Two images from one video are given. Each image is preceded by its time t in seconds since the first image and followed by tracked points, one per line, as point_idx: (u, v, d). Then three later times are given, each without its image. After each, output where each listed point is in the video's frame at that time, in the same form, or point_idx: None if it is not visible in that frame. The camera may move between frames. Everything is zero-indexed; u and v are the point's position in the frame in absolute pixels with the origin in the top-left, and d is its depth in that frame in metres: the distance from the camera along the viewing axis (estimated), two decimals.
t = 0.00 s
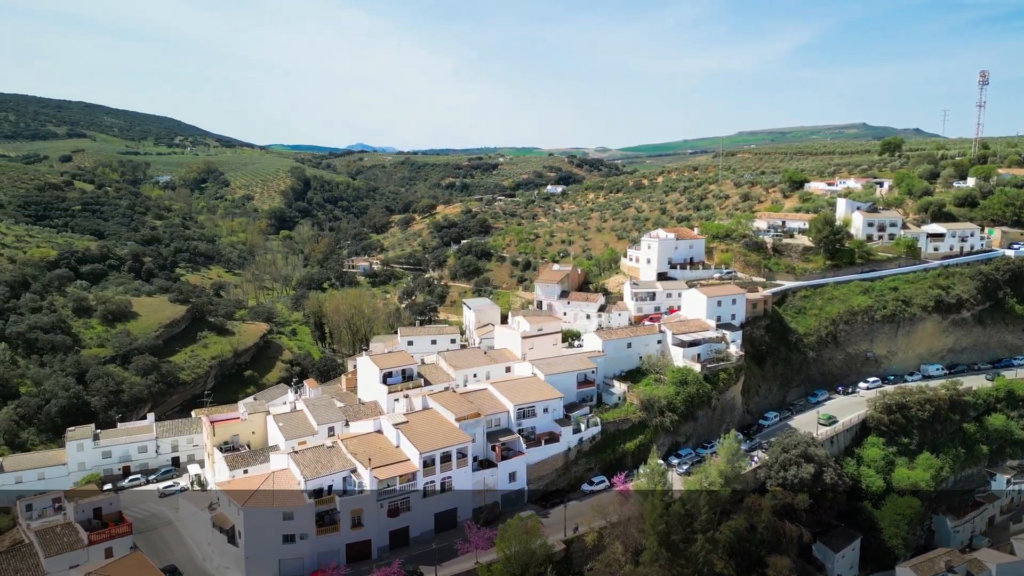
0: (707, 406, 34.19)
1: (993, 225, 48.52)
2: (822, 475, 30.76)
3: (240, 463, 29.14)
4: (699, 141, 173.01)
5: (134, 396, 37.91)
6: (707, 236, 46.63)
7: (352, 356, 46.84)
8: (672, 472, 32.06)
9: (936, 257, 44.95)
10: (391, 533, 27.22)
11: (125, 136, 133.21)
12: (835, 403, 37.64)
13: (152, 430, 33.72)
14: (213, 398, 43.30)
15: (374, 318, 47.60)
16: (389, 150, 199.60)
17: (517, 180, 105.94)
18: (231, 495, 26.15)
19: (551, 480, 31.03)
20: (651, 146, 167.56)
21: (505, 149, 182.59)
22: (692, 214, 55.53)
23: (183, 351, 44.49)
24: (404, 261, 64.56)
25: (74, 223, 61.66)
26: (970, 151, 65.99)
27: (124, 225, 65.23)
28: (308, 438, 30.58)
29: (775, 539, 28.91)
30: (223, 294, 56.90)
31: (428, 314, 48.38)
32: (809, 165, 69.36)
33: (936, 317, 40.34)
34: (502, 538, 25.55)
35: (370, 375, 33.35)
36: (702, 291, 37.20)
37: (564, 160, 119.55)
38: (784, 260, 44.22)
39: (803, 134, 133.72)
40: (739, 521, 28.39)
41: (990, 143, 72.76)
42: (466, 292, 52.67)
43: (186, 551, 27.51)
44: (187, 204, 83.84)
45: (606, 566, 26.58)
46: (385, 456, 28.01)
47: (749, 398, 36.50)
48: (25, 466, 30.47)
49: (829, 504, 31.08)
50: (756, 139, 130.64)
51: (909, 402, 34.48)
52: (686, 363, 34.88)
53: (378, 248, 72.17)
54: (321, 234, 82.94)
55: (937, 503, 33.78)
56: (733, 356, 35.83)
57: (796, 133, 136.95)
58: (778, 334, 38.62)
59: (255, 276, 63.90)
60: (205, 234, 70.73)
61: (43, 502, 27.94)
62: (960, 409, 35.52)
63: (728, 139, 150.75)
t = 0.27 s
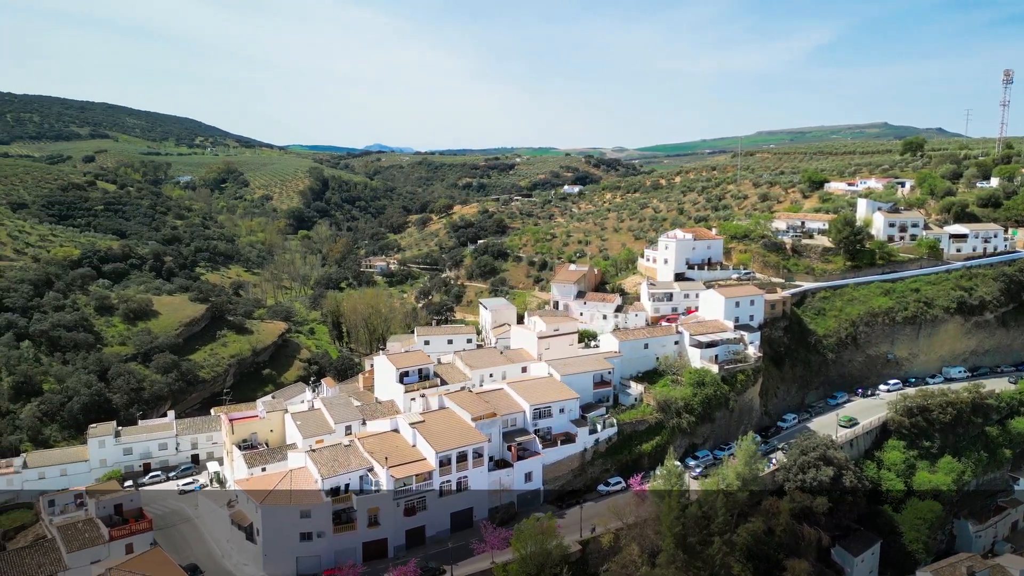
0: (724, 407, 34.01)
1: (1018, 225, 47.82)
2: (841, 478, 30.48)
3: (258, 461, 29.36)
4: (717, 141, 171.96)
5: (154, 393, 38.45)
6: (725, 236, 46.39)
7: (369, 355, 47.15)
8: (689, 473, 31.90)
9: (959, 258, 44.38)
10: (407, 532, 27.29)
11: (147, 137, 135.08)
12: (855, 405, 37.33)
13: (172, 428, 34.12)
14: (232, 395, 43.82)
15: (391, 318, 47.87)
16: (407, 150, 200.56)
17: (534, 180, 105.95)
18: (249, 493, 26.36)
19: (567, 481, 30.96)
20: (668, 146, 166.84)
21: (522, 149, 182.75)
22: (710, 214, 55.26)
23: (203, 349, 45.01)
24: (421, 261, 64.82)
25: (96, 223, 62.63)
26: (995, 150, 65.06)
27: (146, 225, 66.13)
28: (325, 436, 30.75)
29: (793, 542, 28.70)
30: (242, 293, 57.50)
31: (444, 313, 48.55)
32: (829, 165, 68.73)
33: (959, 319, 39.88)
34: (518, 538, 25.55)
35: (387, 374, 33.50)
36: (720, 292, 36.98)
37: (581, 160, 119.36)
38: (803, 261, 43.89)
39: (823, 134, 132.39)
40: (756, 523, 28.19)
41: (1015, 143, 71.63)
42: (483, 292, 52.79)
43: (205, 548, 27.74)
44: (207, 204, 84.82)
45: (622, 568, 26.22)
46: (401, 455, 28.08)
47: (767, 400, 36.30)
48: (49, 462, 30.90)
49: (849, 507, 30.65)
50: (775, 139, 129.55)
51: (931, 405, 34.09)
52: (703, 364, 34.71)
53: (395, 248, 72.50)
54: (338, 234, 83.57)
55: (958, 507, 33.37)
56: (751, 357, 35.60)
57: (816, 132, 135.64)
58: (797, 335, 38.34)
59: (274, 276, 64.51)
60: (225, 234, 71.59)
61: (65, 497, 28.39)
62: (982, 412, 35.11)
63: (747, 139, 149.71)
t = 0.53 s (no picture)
0: (742, 409, 33.84)
1: None
2: (860, 482, 30.16)
3: (276, 459, 29.56)
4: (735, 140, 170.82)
5: (174, 391, 38.97)
6: (743, 237, 46.14)
7: (386, 354, 47.46)
8: (706, 475, 31.73)
9: (982, 260, 43.86)
10: (423, 531, 27.34)
11: (168, 137, 136.81)
12: (875, 408, 37.04)
13: (192, 425, 34.50)
14: (251, 393, 44.31)
15: (408, 317, 48.16)
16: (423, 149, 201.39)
17: (550, 180, 105.93)
18: (267, 490, 26.56)
19: (583, 482, 30.92)
20: (686, 146, 165.96)
21: (539, 149, 182.81)
22: (728, 214, 54.99)
23: (222, 348, 45.52)
24: (437, 261, 65.03)
25: (118, 222, 63.55)
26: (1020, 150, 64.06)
27: (167, 224, 67.03)
28: (342, 435, 30.94)
29: (811, 545, 28.52)
30: (261, 293, 58.10)
31: (461, 313, 48.73)
32: (849, 165, 68.09)
33: (982, 321, 39.49)
34: (534, 538, 25.56)
35: (404, 374, 33.64)
36: (738, 293, 36.77)
37: (598, 160, 119.14)
38: (822, 262, 43.58)
39: (843, 134, 131.04)
40: (774, 526, 28.00)
41: None
42: (499, 292, 52.92)
43: (224, 544, 27.92)
44: (226, 204, 85.75)
45: (638, 569, 26.18)
46: (418, 454, 28.13)
47: (785, 402, 36.12)
48: (71, 458, 31.27)
49: (870, 510, 30.37)
50: (795, 139, 128.41)
51: (953, 408, 33.69)
52: (721, 366, 34.55)
53: (412, 247, 72.82)
54: (356, 234, 84.20)
55: (980, 512, 32.95)
56: (769, 359, 35.36)
57: (835, 132, 134.27)
58: (816, 337, 38.07)
59: (292, 275, 65.08)
60: (244, 233, 72.45)
61: (88, 494, 29.18)
62: (1005, 416, 34.74)
63: (765, 139, 148.63)
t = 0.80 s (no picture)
0: (760, 411, 33.67)
1: None
2: (880, 485, 29.87)
3: (293, 458, 29.76)
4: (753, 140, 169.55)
5: (194, 389, 39.45)
6: (762, 238, 45.89)
7: (402, 354, 47.74)
8: (724, 477, 31.61)
9: (1004, 261, 43.53)
10: (439, 530, 27.41)
11: (188, 138, 138.47)
12: (896, 410, 36.73)
13: (211, 423, 34.85)
14: (269, 392, 44.76)
15: (425, 317, 48.41)
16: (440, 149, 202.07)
17: (567, 180, 105.83)
18: (285, 488, 26.73)
19: (599, 482, 30.84)
20: (704, 146, 165.02)
21: (555, 149, 182.73)
22: (746, 215, 54.68)
23: (240, 347, 45.99)
24: (454, 261, 65.25)
25: (140, 221, 64.43)
26: None
27: (187, 224, 67.89)
28: (359, 434, 31.10)
29: (829, 549, 28.24)
30: (279, 292, 58.66)
31: (477, 313, 48.87)
32: (870, 165, 67.39)
33: (1005, 323, 39.18)
34: (549, 538, 25.48)
35: (420, 373, 33.77)
36: (757, 293, 36.53)
37: (614, 160, 118.79)
38: (842, 263, 43.25)
39: (864, 134, 129.62)
40: (792, 529, 27.74)
41: None
42: (515, 292, 53.02)
43: (242, 541, 28.09)
44: (245, 204, 86.63)
45: (653, 571, 25.97)
46: (434, 453, 28.17)
47: (804, 404, 35.90)
48: (92, 455, 31.68)
49: (889, 513, 30.04)
50: (815, 138, 127.16)
51: (975, 411, 33.31)
52: (738, 367, 34.37)
53: (429, 247, 73.10)
54: (373, 234, 84.73)
55: (1002, 517, 32.51)
56: (788, 361, 35.09)
57: (856, 132, 132.79)
58: (835, 339, 37.83)
59: (309, 275, 65.60)
60: (263, 233, 73.27)
61: (109, 490, 29.08)
62: None
63: (784, 138, 147.40)
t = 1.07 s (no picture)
0: (778, 413, 33.47)
1: None
2: (900, 489, 29.53)
3: (310, 456, 29.94)
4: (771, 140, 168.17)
5: (213, 387, 39.88)
6: (780, 238, 45.60)
7: (419, 353, 47.99)
8: (741, 479, 31.43)
9: None
10: (454, 529, 27.44)
11: (208, 139, 140.02)
12: (917, 413, 36.39)
13: (229, 421, 35.19)
14: (287, 390, 45.17)
15: (441, 317, 48.63)
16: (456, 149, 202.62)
17: (584, 180, 105.63)
18: (302, 486, 26.88)
19: (615, 483, 30.74)
20: (721, 146, 163.95)
21: (572, 149, 182.45)
22: (764, 215, 54.34)
23: (259, 345, 46.43)
24: (470, 261, 65.40)
25: (160, 221, 65.25)
26: None
27: (207, 224, 68.66)
28: (375, 432, 31.24)
29: (848, 553, 27.95)
30: (297, 291, 59.16)
31: (493, 313, 49.01)
32: (891, 165, 66.64)
33: None
34: (565, 538, 25.42)
35: (437, 373, 33.87)
36: (775, 294, 36.29)
37: (631, 160, 118.41)
38: (862, 263, 42.79)
39: (884, 134, 128.12)
40: (810, 532, 27.46)
41: None
42: (531, 292, 53.07)
43: (259, 538, 28.26)
44: (264, 204, 87.45)
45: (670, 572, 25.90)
46: (449, 453, 28.20)
47: (823, 406, 35.61)
48: (113, 451, 32.11)
49: (909, 518, 29.69)
50: (835, 138, 125.86)
51: (998, 414, 32.94)
52: (756, 368, 34.17)
53: (445, 247, 73.33)
54: (390, 234, 85.19)
55: None
56: (806, 362, 34.81)
57: (876, 132, 131.22)
58: (855, 340, 37.44)
59: (327, 274, 66.09)
60: (281, 233, 73.99)
61: (128, 486, 28.94)
62: None
63: (803, 138, 146.07)
